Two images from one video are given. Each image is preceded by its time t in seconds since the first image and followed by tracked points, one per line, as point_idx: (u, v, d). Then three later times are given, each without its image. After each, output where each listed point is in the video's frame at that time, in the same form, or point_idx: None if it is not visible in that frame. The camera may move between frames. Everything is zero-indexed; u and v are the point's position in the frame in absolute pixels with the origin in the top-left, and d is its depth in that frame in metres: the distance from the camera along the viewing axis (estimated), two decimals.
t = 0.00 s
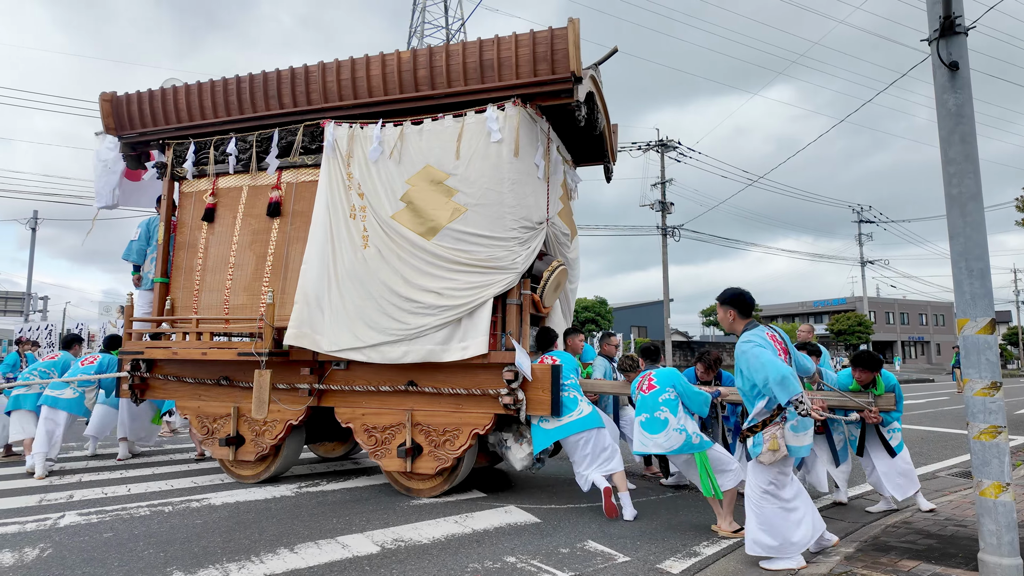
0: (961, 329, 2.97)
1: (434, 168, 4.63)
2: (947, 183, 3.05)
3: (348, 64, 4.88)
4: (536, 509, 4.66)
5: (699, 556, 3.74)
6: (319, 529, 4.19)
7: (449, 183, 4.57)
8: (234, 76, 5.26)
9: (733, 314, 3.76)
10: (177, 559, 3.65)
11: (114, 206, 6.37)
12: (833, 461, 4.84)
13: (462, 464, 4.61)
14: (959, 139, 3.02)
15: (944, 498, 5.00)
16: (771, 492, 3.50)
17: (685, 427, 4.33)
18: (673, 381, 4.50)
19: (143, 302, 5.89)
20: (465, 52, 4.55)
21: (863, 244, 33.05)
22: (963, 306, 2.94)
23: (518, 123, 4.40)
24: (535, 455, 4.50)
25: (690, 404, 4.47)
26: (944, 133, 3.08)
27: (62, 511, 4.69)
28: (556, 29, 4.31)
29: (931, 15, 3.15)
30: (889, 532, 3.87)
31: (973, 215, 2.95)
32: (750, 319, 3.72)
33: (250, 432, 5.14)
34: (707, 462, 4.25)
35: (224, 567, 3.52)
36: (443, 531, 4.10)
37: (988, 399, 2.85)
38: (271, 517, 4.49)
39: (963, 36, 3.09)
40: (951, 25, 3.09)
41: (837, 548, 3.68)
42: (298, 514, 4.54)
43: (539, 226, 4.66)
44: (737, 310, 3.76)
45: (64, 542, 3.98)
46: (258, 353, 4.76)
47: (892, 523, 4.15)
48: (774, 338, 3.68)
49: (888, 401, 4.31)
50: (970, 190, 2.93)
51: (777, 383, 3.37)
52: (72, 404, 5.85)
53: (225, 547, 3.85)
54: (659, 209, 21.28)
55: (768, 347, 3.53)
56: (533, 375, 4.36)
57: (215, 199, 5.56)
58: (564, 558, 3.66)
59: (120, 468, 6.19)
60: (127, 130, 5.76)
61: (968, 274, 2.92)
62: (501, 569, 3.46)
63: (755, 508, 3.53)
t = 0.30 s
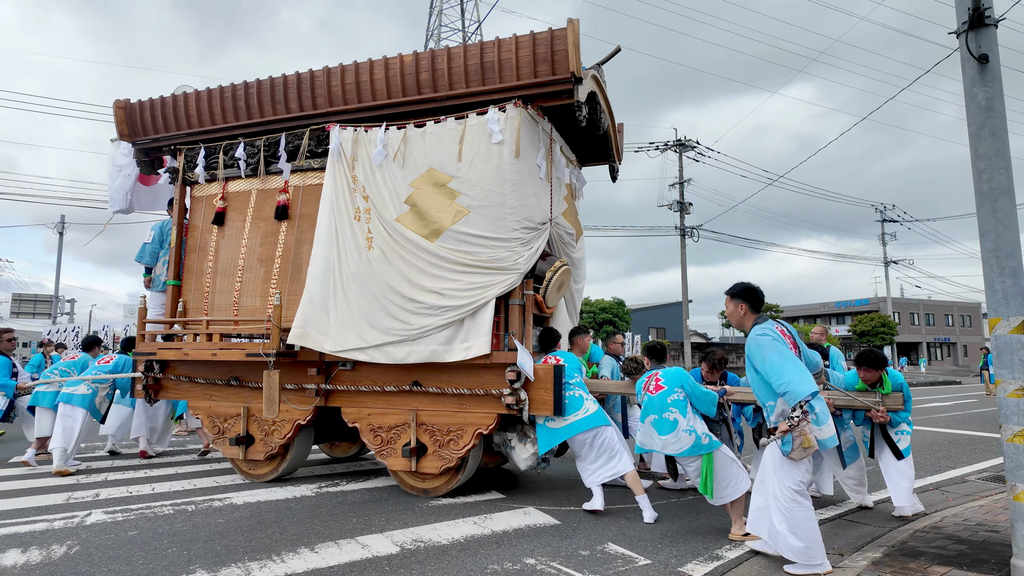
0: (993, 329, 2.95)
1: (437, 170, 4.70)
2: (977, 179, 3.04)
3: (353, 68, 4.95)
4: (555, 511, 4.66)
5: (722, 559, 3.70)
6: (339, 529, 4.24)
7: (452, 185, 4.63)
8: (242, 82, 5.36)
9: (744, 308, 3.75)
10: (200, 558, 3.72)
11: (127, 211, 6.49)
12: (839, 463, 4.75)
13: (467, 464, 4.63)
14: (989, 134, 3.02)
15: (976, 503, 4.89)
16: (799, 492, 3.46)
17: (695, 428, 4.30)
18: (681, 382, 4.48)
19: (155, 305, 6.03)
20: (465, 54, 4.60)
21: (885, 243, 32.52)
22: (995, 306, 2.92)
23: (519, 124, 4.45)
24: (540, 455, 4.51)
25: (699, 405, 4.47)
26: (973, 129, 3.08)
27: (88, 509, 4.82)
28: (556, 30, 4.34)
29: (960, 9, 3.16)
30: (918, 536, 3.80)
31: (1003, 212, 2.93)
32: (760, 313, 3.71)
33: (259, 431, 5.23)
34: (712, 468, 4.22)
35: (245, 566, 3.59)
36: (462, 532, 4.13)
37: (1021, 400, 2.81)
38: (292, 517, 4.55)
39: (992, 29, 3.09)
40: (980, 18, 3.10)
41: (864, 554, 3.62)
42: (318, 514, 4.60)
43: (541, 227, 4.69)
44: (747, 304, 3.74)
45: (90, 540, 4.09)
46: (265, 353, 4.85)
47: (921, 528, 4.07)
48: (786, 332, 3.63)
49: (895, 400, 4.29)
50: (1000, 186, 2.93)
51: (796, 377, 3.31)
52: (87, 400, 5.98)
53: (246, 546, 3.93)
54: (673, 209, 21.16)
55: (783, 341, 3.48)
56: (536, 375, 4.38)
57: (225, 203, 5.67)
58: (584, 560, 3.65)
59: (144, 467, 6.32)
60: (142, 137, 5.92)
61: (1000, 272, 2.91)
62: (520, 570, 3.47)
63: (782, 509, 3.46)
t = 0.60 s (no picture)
0: None
1: (442, 173, 4.77)
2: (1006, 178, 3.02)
3: (361, 73, 5.05)
4: (577, 512, 4.66)
5: (748, 563, 3.62)
6: (362, 528, 4.31)
7: (457, 188, 4.70)
8: (254, 88, 5.49)
9: (747, 309, 3.72)
10: (227, 556, 3.82)
11: (147, 215, 6.67)
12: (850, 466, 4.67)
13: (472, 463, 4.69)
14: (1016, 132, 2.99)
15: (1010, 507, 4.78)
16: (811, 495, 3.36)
17: (708, 428, 4.34)
18: (690, 383, 4.47)
19: (169, 305, 6.23)
20: (470, 58, 4.67)
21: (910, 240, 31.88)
22: None
23: (522, 126, 4.51)
24: (544, 455, 4.54)
25: (708, 405, 4.47)
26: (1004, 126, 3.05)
27: (119, 507, 4.97)
28: (558, 32, 4.39)
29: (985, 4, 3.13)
30: (950, 543, 3.73)
31: None
32: (764, 314, 3.68)
33: (272, 430, 5.34)
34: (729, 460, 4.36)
35: (271, 564, 3.67)
36: (484, 533, 4.16)
37: None
38: (315, 516, 4.64)
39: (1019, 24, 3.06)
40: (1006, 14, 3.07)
41: (894, 559, 3.56)
42: (341, 514, 4.66)
43: (545, 228, 4.73)
44: (750, 305, 3.71)
45: (121, 537, 4.23)
46: (277, 354, 4.97)
47: (953, 533, 3.99)
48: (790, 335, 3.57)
49: (904, 400, 4.25)
50: None
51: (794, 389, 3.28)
52: (112, 400, 6.12)
53: (272, 545, 4.01)
54: (693, 208, 21.03)
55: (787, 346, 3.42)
56: (540, 375, 4.41)
57: (239, 207, 5.82)
58: (607, 562, 3.65)
59: (172, 466, 6.49)
60: (159, 143, 6.09)
61: None
62: (543, 572, 3.49)
63: (797, 516, 3.37)
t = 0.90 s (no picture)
0: None
1: (448, 176, 4.84)
2: None
3: (370, 79, 5.15)
4: (600, 513, 4.65)
5: (773, 567, 3.56)
6: (385, 527, 4.36)
7: (463, 190, 4.77)
8: (267, 95, 5.62)
9: (746, 309, 3.73)
10: (253, 553, 3.91)
11: (169, 220, 6.86)
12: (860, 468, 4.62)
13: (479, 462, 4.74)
14: None
15: None
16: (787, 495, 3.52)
17: (714, 424, 4.38)
18: (694, 379, 4.46)
19: (187, 308, 6.38)
20: (475, 62, 4.74)
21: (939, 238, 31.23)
22: None
23: (526, 129, 4.57)
24: (550, 454, 4.57)
25: (713, 400, 4.48)
26: None
27: (148, 504, 5.12)
28: (561, 35, 4.43)
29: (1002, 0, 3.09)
30: (983, 548, 3.65)
31: None
32: (762, 315, 3.70)
33: (285, 429, 5.45)
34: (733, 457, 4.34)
35: (296, 562, 3.75)
36: (506, 533, 4.20)
37: None
38: (339, 514, 4.71)
39: None
40: None
41: (926, 564, 3.49)
42: (364, 513, 4.73)
43: (550, 229, 4.77)
44: (749, 306, 3.72)
45: (150, 533, 4.36)
46: (288, 354, 5.09)
47: (987, 538, 3.91)
48: (779, 341, 3.56)
49: (913, 399, 4.19)
50: None
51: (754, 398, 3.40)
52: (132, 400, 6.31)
53: (297, 543, 4.10)
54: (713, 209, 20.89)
55: (760, 354, 3.47)
56: (544, 375, 4.44)
57: (253, 211, 5.95)
58: (630, 564, 3.64)
59: (200, 464, 6.65)
60: (178, 150, 6.25)
61: None
62: (565, 573, 3.50)
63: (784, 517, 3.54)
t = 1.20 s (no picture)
0: None
1: (456, 178, 4.91)
2: None
3: (380, 83, 5.24)
4: (626, 515, 4.63)
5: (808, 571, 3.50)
6: (411, 525, 4.41)
7: (470, 192, 4.84)
8: (281, 101, 5.75)
9: (763, 309, 3.75)
10: (281, 551, 4.00)
11: (191, 224, 7.04)
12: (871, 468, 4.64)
13: (487, 460, 4.81)
14: None
15: None
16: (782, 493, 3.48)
17: (729, 417, 4.25)
18: (705, 374, 4.27)
19: (207, 309, 6.54)
20: (482, 65, 4.80)
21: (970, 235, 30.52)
22: None
23: (532, 131, 4.61)
24: (560, 452, 4.59)
25: (723, 394, 4.40)
26: None
27: (179, 501, 5.27)
28: (566, 37, 4.47)
29: None
30: None
31: None
32: (780, 314, 3.71)
33: (299, 427, 5.58)
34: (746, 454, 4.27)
35: (324, 560, 3.83)
36: (532, 533, 4.22)
37: None
38: (365, 513, 4.79)
39: None
40: None
41: (964, 569, 3.41)
42: (390, 511, 4.79)
43: (557, 229, 4.81)
44: (767, 305, 3.74)
45: (182, 530, 4.49)
46: (301, 353, 5.21)
47: None
48: (794, 342, 3.54)
49: (923, 398, 4.13)
50: None
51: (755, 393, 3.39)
52: (152, 401, 6.51)
53: (324, 541, 4.18)
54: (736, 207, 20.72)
55: (770, 353, 3.47)
56: (551, 374, 4.50)
57: (269, 214, 6.09)
58: (658, 565, 3.63)
59: (228, 463, 6.81)
60: (196, 155, 6.42)
61: None
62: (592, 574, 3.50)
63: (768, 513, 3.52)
